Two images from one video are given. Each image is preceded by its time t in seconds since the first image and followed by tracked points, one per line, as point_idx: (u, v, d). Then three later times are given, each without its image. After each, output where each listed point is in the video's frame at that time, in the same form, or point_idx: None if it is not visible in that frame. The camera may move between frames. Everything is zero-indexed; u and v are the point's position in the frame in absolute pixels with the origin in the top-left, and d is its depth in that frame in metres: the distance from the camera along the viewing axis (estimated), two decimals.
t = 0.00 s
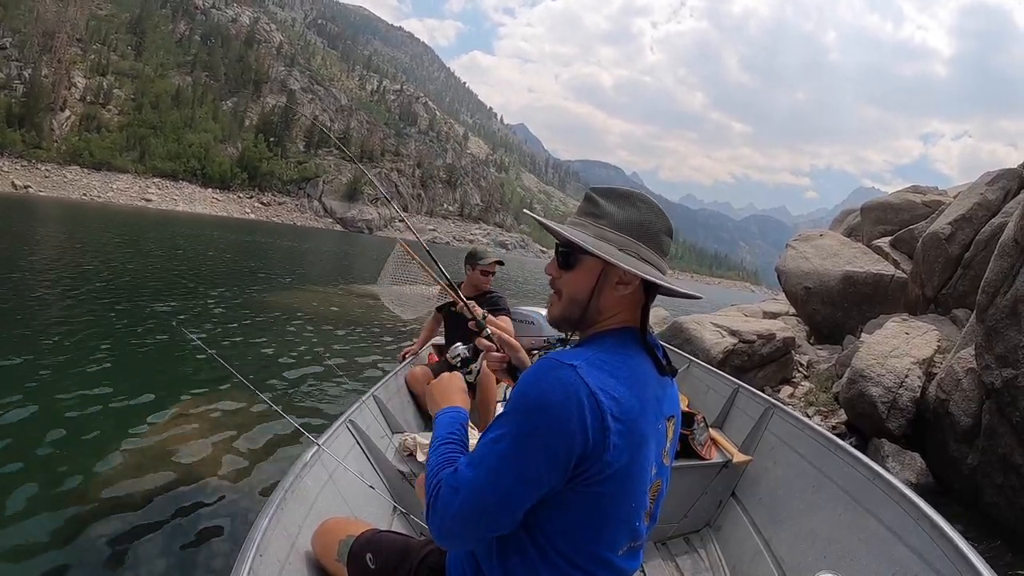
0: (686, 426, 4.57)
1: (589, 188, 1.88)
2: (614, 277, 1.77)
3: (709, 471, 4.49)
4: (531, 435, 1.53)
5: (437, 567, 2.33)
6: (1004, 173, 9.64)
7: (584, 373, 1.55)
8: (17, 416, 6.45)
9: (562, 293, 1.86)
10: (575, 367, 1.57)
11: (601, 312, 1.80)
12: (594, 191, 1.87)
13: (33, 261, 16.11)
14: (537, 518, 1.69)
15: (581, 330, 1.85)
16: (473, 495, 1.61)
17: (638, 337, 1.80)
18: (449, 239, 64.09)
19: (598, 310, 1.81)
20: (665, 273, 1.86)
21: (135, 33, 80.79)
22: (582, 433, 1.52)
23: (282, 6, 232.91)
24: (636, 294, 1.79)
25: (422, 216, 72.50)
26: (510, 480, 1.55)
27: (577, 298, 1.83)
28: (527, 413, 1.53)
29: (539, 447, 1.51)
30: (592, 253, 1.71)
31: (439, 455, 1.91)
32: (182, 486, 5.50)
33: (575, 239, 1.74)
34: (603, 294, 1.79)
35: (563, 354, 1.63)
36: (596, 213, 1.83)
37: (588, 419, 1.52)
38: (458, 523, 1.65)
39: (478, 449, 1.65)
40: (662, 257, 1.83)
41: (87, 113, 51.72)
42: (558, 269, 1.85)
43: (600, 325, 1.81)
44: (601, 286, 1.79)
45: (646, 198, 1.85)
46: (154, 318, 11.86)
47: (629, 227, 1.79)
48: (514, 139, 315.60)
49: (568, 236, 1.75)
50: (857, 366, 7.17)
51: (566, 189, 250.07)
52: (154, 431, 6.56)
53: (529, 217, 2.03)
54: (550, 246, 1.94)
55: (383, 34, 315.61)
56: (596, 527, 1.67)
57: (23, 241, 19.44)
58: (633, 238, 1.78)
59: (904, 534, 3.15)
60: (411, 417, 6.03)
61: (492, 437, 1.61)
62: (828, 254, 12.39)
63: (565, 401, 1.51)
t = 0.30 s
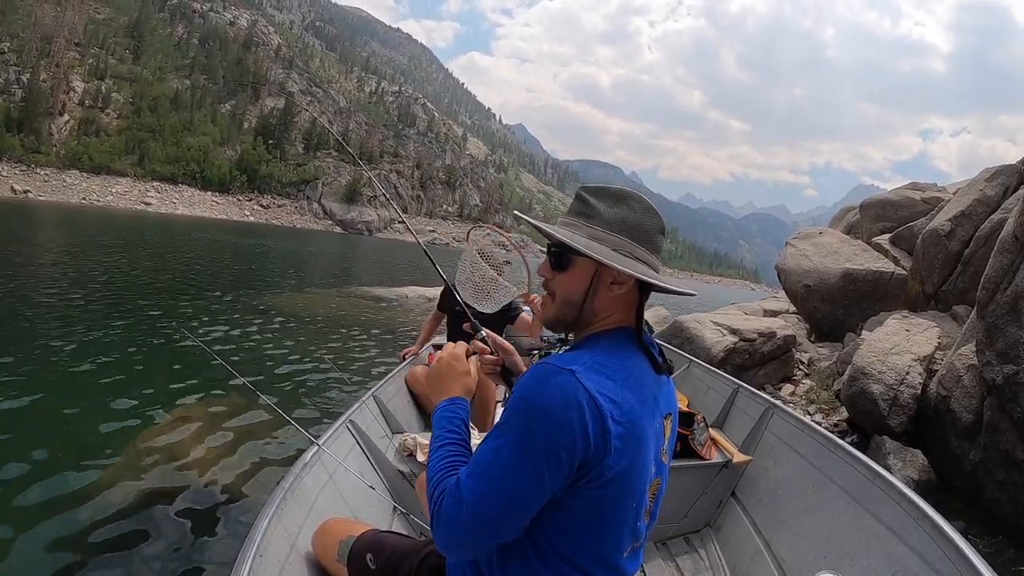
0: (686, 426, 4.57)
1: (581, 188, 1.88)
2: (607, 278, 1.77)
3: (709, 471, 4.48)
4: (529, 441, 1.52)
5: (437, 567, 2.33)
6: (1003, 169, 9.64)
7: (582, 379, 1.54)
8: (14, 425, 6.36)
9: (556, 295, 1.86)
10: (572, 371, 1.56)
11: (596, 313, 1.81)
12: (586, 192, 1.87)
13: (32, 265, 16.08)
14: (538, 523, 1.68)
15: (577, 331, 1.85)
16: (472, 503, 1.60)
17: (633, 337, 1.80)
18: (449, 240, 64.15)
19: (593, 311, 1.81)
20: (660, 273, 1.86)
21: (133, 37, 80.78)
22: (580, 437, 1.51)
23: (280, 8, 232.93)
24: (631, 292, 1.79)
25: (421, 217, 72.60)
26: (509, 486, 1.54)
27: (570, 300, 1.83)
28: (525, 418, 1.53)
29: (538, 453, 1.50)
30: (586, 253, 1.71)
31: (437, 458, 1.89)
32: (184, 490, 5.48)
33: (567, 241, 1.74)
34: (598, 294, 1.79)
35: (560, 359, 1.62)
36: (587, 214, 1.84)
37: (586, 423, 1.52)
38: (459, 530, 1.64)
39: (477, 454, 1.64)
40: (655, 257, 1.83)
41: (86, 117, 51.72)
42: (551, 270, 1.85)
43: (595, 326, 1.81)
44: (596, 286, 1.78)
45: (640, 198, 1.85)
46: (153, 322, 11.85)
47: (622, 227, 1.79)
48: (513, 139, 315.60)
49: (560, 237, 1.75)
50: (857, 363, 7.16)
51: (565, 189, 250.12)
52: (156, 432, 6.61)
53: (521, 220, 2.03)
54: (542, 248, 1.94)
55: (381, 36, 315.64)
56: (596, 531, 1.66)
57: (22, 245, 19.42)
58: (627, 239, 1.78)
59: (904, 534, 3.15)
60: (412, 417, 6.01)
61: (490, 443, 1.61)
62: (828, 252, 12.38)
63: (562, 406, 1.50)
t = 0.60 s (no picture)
0: (686, 426, 4.58)
1: (579, 188, 1.89)
2: (608, 278, 1.77)
3: (709, 471, 4.49)
4: (530, 443, 1.51)
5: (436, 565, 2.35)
6: (1003, 168, 9.65)
7: (583, 380, 1.54)
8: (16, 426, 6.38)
9: (556, 296, 1.86)
10: (574, 373, 1.55)
11: (596, 314, 1.80)
12: (585, 192, 1.87)
13: (33, 267, 16.13)
14: (538, 525, 1.68)
15: (577, 331, 1.85)
16: (472, 503, 1.60)
17: (633, 338, 1.80)
18: (448, 240, 64.22)
19: (593, 312, 1.81)
20: (660, 272, 1.85)
21: (133, 38, 80.76)
22: (582, 438, 1.51)
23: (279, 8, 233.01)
24: (631, 293, 1.79)
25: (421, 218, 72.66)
26: (509, 488, 1.54)
27: (571, 301, 1.83)
28: (526, 419, 1.52)
29: (537, 454, 1.50)
30: (585, 253, 1.71)
31: (437, 460, 1.89)
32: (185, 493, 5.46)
33: (567, 241, 1.74)
34: (598, 295, 1.79)
35: (560, 360, 1.62)
36: (587, 214, 1.83)
37: (587, 423, 1.52)
38: (461, 533, 1.64)
39: (479, 456, 1.64)
40: (655, 257, 1.83)
41: (86, 119, 51.72)
42: (550, 271, 1.85)
43: (595, 326, 1.81)
44: (595, 288, 1.79)
45: (640, 197, 1.85)
46: (153, 323, 11.88)
47: (622, 227, 1.79)
48: (513, 139, 315.60)
49: (560, 237, 1.74)
50: (858, 362, 7.15)
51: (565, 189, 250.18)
52: (156, 432, 6.63)
53: (522, 221, 2.03)
54: (542, 249, 1.94)
55: (380, 36, 315.59)
56: (598, 534, 1.66)
57: (23, 247, 19.47)
58: (626, 237, 1.78)
59: (904, 534, 3.15)
60: (412, 418, 6.02)
61: (491, 444, 1.61)
62: (828, 251, 12.39)
63: (564, 409, 1.50)
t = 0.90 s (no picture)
0: (686, 426, 4.58)
1: (583, 188, 1.88)
2: (611, 278, 1.77)
3: (709, 471, 4.49)
4: (531, 442, 1.51)
5: (436, 565, 2.34)
6: (1003, 166, 9.65)
7: (584, 378, 1.54)
8: (16, 429, 6.37)
9: (558, 296, 1.86)
10: (575, 372, 1.55)
11: (599, 314, 1.80)
12: (589, 191, 1.86)
13: (33, 269, 16.14)
14: (538, 521, 1.68)
15: (578, 331, 1.85)
16: (471, 499, 1.60)
17: (636, 337, 1.79)
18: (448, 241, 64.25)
19: (596, 312, 1.81)
20: (662, 272, 1.85)
21: (132, 39, 80.72)
22: (583, 436, 1.51)
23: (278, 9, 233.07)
24: (634, 293, 1.79)
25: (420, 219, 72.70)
26: (510, 484, 1.53)
27: (573, 301, 1.83)
28: (527, 418, 1.52)
29: (538, 452, 1.50)
30: (589, 253, 1.70)
31: (438, 453, 1.89)
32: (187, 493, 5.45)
33: (571, 240, 1.73)
34: (600, 295, 1.79)
35: (561, 358, 1.62)
36: (590, 215, 1.83)
37: (587, 422, 1.51)
38: (459, 527, 1.64)
39: (479, 452, 1.64)
40: (657, 257, 1.84)
41: (85, 121, 51.71)
42: (554, 270, 1.85)
43: (597, 326, 1.81)
44: (599, 287, 1.79)
45: (643, 198, 1.84)
46: (155, 325, 11.89)
47: (625, 228, 1.78)
48: (512, 138, 315.61)
49: (564, 237, 1.74)
50: (859, 360, 7.15)
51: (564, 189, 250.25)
52: (156, 435, 6.61)
53: (525, 220, 2.02)
54: (545, 249, 1.93)
55: (379, 36, 315.55)
56: (598, 533, 1.66)
57: (23, 249, 19.47)
58: (629, 237, 1.77)
59: (905, 534, 3.14)
60: (412, 418, 6.01)
61: (490, 440, 1.61)
62: (828, 249, 12.38)
63: (566, 407, 1.49)
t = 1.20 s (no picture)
0: (687, 425, 4.58)
1: (585, 189, 1.88)
2: (613, 277, 1.77)
3: (710, 470, 4.49)
4: (532, 439, 1.51)
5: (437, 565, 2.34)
6: (1002, 162, 9.64)
7: (585, 376, 1.54)
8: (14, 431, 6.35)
9: (561, 296, 1.86)
10: (575, 368, 1.56)
11: (601, 313, 1.81)
12: (591, 192, 1.86)
13: (33, 272, 16.14)
14: (538, 519, 1.68)
15: (580, 331, 1.85)
16: (470, 493, 1.60)
17: (637, 338, 1.80)
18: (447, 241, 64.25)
19: (598, 311, 1.81)
20: (663, 272, 1.85)
21: (130, 42, 80.68)
22: (583, 434, 1.52)
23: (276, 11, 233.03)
24: (635, 293, 1.79)
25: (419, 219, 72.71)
26: (509, 481, 1.53)
27: (576, 300, 1.83)
28: (528, 415, 1.51)
29: (539, 449, 1.49)
30: (591, 254, 1.70)
31: (439, 450, 1.88)
32: (187, 494, 5.47)
33: (576, 240, 1.73)
34: (603, 295, 1.79)
35: (562, 356, 1.62)
36: (593, 215, 1.83)
37: (588, 419, 1.51)
38: (459, 524, 1.64)
39: (479, 448, 1.64)
40: (659, 258, 1.84)
41: (83, 123, 51.68)
42: (556, 270, 1.85)
43: (599, 326, 1.81)
44: (600, 287, 1.79)
45: (644, 197, 1.84)
46: (155, 327, 11.89)
47: (627, 227, 1.78)
48: (511, 138, 315.66)
49: (566, 237, 1.74)
50: (860, 358, 7.15)
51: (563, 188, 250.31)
52: (155, 438, 6.57)
53: (526, 219, 2.02)
54: (548, 249, 1.94)
55: (377, 37, 315.52)
56: (597, 531, 1.66)
57: (22, 252, 19.44)
58: (630, 238, 1.77)
59: (905, 534, 3.14)
60: (412, 419, 6.00)
61: (490, 436, 1.61)
62: (828, 247, 12.36)
63: (567, 403, 1.49)
